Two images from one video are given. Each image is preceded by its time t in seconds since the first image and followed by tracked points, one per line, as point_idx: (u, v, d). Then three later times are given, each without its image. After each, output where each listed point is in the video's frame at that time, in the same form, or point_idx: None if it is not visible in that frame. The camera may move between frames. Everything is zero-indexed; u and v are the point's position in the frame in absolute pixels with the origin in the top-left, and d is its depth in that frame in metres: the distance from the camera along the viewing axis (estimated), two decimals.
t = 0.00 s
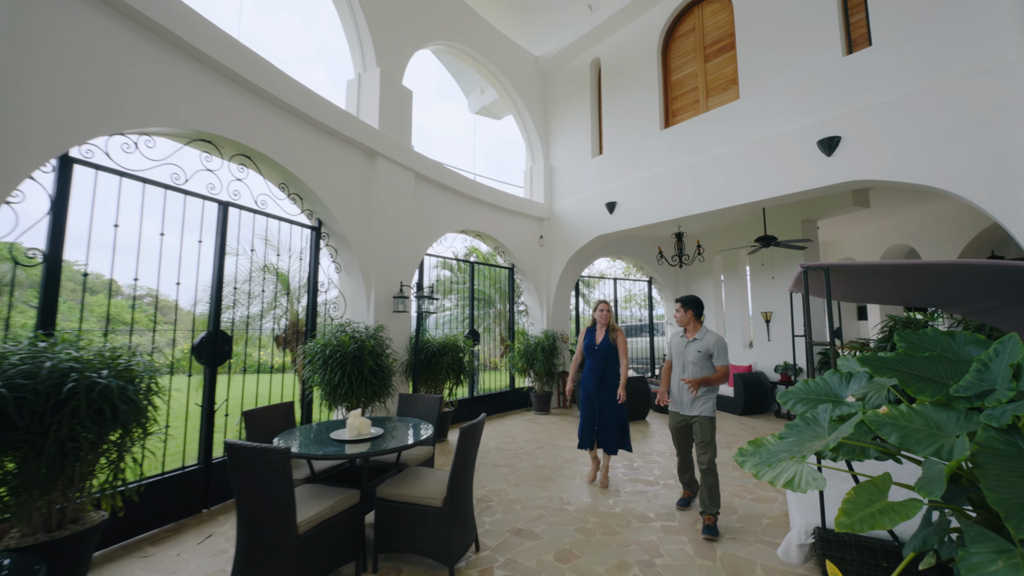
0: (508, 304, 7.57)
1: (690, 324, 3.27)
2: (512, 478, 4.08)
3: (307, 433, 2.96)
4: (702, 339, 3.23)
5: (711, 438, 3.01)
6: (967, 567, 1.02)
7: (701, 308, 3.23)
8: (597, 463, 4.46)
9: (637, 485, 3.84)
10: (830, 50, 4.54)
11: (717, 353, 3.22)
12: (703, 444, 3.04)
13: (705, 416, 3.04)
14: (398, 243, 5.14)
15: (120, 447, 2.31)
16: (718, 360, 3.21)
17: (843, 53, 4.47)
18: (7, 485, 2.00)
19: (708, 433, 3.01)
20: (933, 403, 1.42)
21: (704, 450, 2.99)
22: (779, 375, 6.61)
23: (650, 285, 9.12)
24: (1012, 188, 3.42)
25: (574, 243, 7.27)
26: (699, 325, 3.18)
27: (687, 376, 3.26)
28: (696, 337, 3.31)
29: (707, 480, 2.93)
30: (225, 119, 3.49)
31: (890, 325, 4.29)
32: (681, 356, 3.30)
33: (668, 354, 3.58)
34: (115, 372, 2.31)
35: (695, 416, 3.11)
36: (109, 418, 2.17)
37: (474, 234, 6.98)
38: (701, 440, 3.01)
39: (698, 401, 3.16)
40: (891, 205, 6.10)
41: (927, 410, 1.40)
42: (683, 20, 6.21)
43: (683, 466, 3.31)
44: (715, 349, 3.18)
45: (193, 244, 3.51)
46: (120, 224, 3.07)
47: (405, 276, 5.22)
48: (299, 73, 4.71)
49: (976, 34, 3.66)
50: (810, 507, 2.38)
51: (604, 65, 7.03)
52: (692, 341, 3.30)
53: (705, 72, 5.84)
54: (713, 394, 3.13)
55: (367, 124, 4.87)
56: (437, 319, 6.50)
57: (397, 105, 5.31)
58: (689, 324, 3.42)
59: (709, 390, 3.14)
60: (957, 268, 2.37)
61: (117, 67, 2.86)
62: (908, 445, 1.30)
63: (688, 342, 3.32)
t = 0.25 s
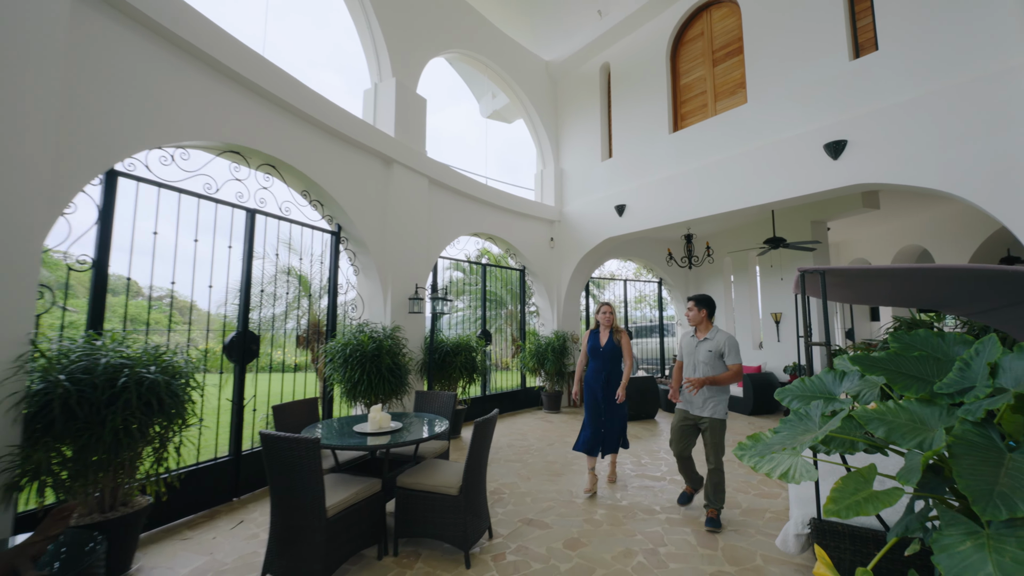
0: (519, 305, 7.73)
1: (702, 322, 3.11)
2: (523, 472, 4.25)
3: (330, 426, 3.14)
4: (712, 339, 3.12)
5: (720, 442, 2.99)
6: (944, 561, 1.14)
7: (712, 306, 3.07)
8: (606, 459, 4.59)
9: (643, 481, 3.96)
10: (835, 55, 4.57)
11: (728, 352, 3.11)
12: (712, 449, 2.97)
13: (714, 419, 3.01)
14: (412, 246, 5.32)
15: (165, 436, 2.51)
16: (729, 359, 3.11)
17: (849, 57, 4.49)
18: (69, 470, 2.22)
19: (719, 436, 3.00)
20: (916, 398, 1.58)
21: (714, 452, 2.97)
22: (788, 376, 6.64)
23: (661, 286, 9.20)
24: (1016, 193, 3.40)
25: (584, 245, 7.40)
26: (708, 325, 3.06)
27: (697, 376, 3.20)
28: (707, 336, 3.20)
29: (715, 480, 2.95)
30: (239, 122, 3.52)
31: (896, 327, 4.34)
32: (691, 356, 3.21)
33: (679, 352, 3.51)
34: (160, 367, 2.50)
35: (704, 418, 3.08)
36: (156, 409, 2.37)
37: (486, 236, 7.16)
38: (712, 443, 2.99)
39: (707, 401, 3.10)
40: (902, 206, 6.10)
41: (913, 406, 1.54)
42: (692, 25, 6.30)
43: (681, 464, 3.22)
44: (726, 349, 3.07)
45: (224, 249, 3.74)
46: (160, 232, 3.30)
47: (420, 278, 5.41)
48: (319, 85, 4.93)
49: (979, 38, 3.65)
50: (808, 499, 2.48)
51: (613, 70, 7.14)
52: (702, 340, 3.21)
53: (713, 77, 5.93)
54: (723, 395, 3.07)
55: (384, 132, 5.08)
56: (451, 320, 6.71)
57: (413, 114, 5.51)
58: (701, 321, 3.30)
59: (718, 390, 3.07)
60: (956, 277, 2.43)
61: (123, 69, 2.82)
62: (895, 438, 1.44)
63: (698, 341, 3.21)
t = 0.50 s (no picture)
0: (530, 304, 7.88)
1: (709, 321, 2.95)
2: (534, 467, 4.39)
3: (355, 418, 3.35)
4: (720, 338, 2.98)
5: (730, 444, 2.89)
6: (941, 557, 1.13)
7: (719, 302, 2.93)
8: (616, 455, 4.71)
9: (652, 475, 4.08)
10: (841, 57, 4.62)
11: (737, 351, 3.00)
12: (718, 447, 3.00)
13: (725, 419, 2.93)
14: (426, 248, 5.50)
15: (205, 428, 2.70)
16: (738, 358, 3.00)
17: (855, 59, 4.54)
18: (122, 458, 2.44)
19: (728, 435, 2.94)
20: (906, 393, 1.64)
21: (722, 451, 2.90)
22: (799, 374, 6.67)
23: (671, 285, 9.26)
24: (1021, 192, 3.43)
25: (594, 245, 7.52)
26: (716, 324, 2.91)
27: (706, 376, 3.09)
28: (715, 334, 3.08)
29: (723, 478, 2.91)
30: (261, 133, 3.68)
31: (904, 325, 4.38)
32: (698, 356, 3.09)
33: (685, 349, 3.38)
34: (200, 364, 2.71)
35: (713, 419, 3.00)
36: (196, 403, 2.58)
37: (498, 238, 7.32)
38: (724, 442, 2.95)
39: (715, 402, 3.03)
40: (914, 204, 6.09)
41: (903, 400, 1.60)
42: (699, 27, 6.37)
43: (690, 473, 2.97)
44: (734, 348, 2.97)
45: (252, 253, 3.97)
46: (194, 238, 3.53)
47: (434, 279, 5.59)
48: (337, 95, 5.15)
49: (983, 40, 3.68)
50: (809, 491, 2.57)
51: (622, 73, 7.24)
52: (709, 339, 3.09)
53: (720, 78, 6.01)
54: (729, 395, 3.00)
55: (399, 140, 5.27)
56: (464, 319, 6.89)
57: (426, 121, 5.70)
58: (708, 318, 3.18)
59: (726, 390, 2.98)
60: (960, 279, 2.49)
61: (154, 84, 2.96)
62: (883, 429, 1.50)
63: (705, 340, 3.08)
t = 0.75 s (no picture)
0: (542, 305, 8.02)
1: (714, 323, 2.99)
2: (546, 463, 4.53)
3: (377, 414, 3.53)
4: (726, 340, 3.01)
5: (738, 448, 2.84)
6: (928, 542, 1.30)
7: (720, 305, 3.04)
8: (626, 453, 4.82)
9: (661, 473, 4.18)
10: (850, 61, 4.67)
11: (743, 353, 2.99)
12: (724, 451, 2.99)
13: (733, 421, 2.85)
14: (441, 251, 5.67)
15: (241, 422, 2.90)
16: (744, 360, 2.99)
17: (863, 63, 4.58)
18: (165, 449, 2.63)
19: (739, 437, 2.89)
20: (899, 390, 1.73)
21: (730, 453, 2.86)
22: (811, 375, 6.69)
23: (682, 285, 9.30)
24: None
25: (605, 247, 7.63)
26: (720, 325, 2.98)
27: (713, 380, 3.02)
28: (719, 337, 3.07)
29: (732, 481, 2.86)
30: (285, 144, 3.87)
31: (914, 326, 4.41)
32: (705, 358, 3.06)
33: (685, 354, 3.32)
34: (236, 362, 2.88)
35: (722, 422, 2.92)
36: (234, 399, 2.76)
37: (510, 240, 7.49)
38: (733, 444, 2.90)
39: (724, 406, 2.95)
40: (927, 205, 6.09)
41: (898, 398, 1.69)
42: (709, 32, 6.45)
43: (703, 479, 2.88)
44: (741, 350, 2.98)
45: (278, 258, 4.19)
46: (226, 245, 3.76)
47: (449, 282, 5.77)
48: (356, 104, 5.36)
49: (991, 45, 3.71)
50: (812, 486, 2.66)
51: (632, 77, 7.34)
52: (715, 343, 3.06)
53: (730, 82, 6.08)
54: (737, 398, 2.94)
55: (415, 147, 5.46)
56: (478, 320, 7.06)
57: (441, 128, 5.89)
58: (710, 322, 3.20)
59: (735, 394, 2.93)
60: (965, 282, 2.56)
61: (189, 100, 3.15)
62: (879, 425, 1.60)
63: (710, 342, 3.07)
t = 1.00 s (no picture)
0: (555, 305, 8.16)
1: (717, 321, 3.07)
2: (560, 459, 4.67)
3: (399, 409, 3.72)
4: (729, 337, 3.08)
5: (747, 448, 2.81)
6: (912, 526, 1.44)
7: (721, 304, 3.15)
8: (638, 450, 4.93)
9: (672, 469, 4.29)
10: (860, 63, 4.71)
11: (746, 349, 3.08)
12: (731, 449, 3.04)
13: (740, 417, 2.91)
14: (457, 253, 5.85)
15: (274, 416, 3.10)
16: (746, 356, 3.07)
17: (874, 65, 4.62)
18: (208, 439, 2.84)
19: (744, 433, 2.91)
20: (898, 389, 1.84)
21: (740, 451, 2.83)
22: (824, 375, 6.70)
23: (695, 285, 9.35)
24: None
25: (617, 247, 7.73)
26: (723, 323, 3.06)
27: (718, 376, 3.07)
28: (722, 335, 3.14)
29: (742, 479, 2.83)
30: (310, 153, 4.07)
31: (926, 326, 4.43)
32: (710, 356, 3.12)
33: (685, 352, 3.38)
34: (271, 359, 3.09)
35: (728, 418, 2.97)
36: (270, 393, 2.96)
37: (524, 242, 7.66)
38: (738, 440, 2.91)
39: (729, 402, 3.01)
40: (942, 204, 6.07)
41: (897, 396, 1.78)
42: (720, 34, 6.51)
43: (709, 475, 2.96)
44: (744, 346, 3.06)
45: (305, 261, 4.43)
46: (257, 249, 3.98)
47: (464, 282, 5.95)
48: (376, 112, 5.57)
49: (1002, 47, 3.74)
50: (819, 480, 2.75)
51: (644, 80, 7.44)
52: (718, 340, 3.13)
53: (741, 84, 6.14)
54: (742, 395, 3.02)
55: (431, 153, 5.65)
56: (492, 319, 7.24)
57: (457, 134, 6.07)
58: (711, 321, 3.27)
59: (738, 389, 3.00)
60: (971, 283, 2.62)
61: (223, 115, 3.35)
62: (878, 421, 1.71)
63: (714, 340, 3.14)
